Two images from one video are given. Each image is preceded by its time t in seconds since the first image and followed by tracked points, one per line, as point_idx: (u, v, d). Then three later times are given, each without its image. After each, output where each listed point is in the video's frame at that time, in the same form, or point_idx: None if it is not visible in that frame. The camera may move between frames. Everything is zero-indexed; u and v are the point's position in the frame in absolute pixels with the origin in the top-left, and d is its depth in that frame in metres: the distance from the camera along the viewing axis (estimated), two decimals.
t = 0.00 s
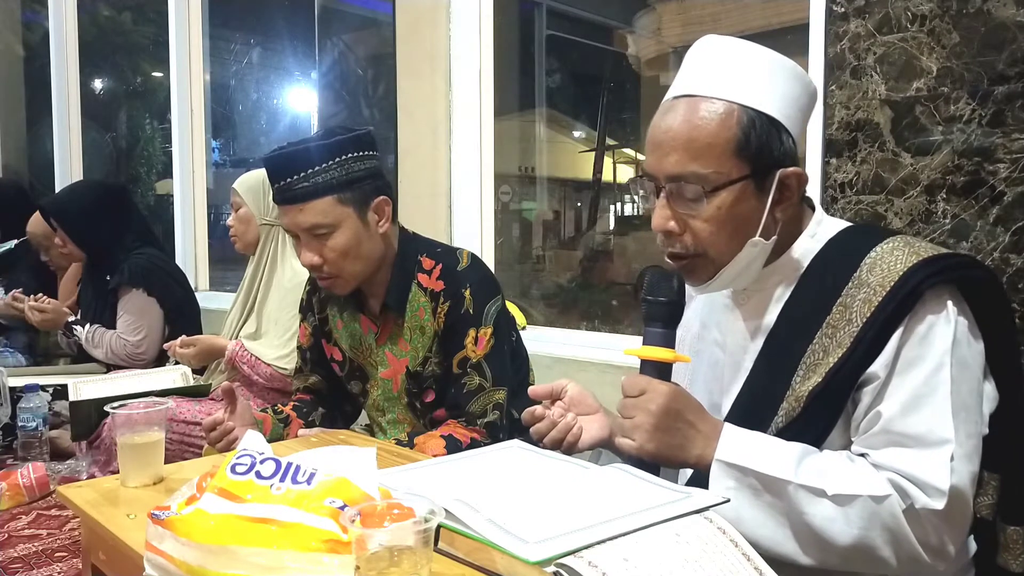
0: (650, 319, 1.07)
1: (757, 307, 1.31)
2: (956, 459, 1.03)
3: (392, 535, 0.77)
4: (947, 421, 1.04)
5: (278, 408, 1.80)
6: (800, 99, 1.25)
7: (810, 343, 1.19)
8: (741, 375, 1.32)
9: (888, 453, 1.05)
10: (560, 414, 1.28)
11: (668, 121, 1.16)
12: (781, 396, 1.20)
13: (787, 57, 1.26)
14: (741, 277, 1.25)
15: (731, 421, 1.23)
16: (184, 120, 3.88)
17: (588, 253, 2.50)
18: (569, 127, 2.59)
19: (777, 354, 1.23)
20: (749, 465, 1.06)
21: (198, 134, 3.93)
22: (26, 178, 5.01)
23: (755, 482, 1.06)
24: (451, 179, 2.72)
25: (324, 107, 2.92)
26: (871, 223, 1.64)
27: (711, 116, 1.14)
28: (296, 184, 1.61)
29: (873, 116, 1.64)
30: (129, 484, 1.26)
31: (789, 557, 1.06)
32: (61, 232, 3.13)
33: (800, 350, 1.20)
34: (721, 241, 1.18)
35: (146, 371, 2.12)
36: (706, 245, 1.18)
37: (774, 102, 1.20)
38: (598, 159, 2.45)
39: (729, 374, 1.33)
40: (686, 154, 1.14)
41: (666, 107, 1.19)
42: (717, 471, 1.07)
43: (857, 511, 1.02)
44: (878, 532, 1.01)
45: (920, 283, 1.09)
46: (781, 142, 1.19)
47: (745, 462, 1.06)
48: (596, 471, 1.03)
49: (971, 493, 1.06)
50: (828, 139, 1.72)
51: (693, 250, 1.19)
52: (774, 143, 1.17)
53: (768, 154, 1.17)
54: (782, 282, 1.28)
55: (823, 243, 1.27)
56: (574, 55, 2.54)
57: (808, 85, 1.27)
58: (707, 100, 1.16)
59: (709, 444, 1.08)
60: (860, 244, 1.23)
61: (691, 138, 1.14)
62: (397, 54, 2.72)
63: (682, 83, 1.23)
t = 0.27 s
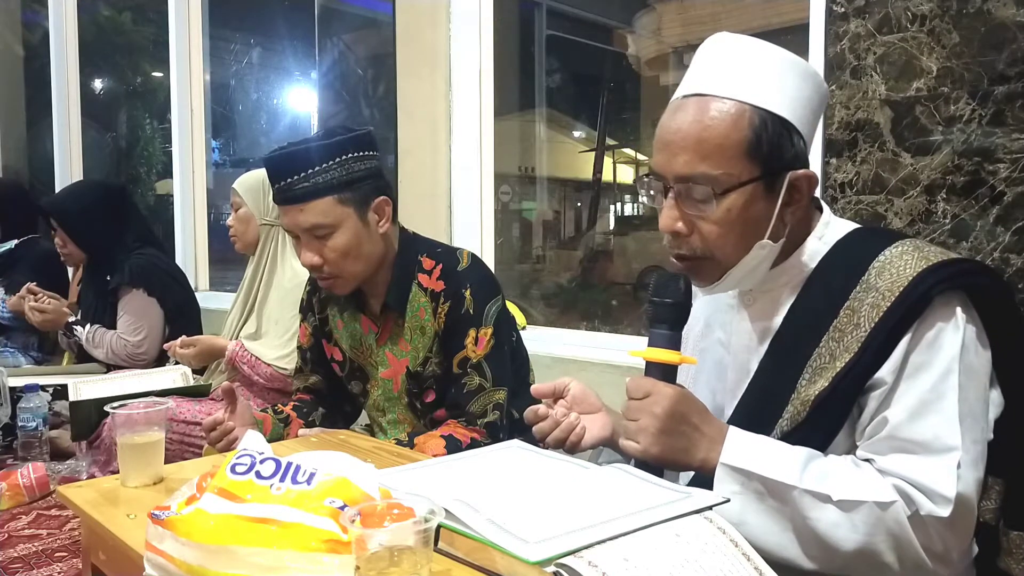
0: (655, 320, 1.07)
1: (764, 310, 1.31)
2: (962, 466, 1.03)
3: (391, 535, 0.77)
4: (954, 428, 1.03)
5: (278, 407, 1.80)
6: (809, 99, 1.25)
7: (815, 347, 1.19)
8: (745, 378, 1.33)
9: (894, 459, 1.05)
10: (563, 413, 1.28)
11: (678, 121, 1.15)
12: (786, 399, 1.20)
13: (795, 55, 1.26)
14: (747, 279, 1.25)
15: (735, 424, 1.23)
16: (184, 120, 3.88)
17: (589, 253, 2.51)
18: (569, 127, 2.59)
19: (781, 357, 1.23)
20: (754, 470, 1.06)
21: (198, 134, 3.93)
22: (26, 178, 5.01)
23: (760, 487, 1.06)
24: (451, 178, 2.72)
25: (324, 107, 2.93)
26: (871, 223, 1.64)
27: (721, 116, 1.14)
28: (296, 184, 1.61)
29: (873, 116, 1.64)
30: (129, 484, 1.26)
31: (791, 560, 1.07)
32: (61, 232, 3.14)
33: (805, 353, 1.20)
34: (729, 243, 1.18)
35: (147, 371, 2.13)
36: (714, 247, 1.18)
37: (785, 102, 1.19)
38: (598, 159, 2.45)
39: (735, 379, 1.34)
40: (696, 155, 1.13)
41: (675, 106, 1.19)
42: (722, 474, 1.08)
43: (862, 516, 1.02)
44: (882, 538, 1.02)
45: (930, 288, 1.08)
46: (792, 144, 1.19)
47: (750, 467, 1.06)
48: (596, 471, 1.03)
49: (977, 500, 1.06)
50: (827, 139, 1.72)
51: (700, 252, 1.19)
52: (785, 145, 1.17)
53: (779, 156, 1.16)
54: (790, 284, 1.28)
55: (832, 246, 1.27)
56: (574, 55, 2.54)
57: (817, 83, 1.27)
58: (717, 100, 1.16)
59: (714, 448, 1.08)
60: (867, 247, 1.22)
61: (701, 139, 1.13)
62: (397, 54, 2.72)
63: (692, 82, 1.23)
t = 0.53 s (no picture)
0: (660, 322, 1.07)
1: (771, 313, 1.31)
2: (966, 472, 1.03)
3: (392, 535, 0.77)
4: (959, 433, 1.04)
5: (278, 408, 1.80)
6: (816, 99, 1.25)
7: (819, 350, 1.20)
8: (751, 380, 1.33)
9: (898, 464, 1.06)
10: (565, 413, 1.28)
11: (685, 122, 1.15)
12: (789, 403, 1.20)
13: (802, 56, 1.25)
14: (753, 280, 1.25)
15: (738, 426, 1.23)
16: (184, 120, 3.88)
17: (589, 253, 2.51)
18: (570, 127, 2.59)
19: (784, 360, 1.23)
20: (758, 473, 1.06)
21: (198, 134, 3.93)
22: (26, 178, 5.01)
23: (764, 491, 1.06)
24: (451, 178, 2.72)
25: (324, 107, 2.93)
26: (871, 223, 1.64)
27: (729, 117, 1.13)
28: (296, 184, 1.61)
29: (873, 116, 1.64)
30: (129, 484, 1.26)
31: (794, 563, 1.07)
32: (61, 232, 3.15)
33: (809, 355, 1.20)
34: (736, 246, 1.18)
35: (147, 371, 2.13)
36: (720, 249, 1.19)
37: (792, 103, 1.19)
38: (598, 159, 2.45)
39: (738, 380, 1.35)
40: (703, 157, 1.13)
41: (682, 106, 1.18)
42: (726, 477, 1.08)
43: (867, 521, 1.02)
44: (886, 542, 1.02)
45: (938, 291, 1.08)
46: (800, 146, 1.19)
47: (754, 470, 1.06)
48: (596, 471, 1.03)
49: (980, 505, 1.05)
50: (827, 139, 1.72)
51: (706, 253, 1.20)
52: (792, 147, 1.17)
53: (787, 159, 1.16)
54: (795, 286, 1.28)
55: (837, 247, 1.26)
56: (574, 55, 2.54)
57: (824, 84, 1.27)
58: (724, 100, 1.15)
59: (718, 451, 1.08)
60: (872, 250, 1.22)
61: (709, 141, 1.13)
62: (397, 54, 2.72)
63: (698, 81, 1.22)
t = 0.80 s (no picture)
0: (661, 321, 1.07)
1: (769, 312, 1.31)
2: (966, 471, 1.04)
3: (392, 535, 0.77)
4: (958, 433, 1.04)
5: (279, 408, 1.80)
6: (816, 99, 1.25)
7: (819, 349, 1.20)
8: (750, 378, 1.33)
9: (898, 463, 1.06)
10: (566, 414, 1.28)
11: (685, 122, 1.15)
12: (789, 403, 1.20)
13: (802, 56, 1.25)
14: (753, 280, 1.25)
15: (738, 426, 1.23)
16: (184, 120, 3.88)
17: (589, 253, 2.51)
18: (570, 127, 2.59)
19: (784, 359, 1.23)
20: (758, 473, 1.06)
21: (198, 134, 3.93)
22: (26, 178, 5.01)
23: (764, 490, 1.06)
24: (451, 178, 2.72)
25: (325, 108, 2.93)
26: (871, 223, 1.64)
27: (729, 117, 1.13)
28: (296, 184, 1.61)
29: (873, 116, 1.64)
30: (129, 484, 1.26)
31: (794, 562, 1.07)
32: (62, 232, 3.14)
33: (809, 354, 1.20)
34: (736, 246, 1.18)
35: (147, 371, 2.13)
36: (720, 249, 1.19)
37: (792, 103, 1.19)
38: (598, 159, 2.45)
39: (739, 379, 1.35)
40: (703, 157, 1.13)
41: (682, 106, 1.18)
42: (726, 476, 1.07)
43: (866, 520, 1.02)
44: (885, 541, 1.02)
45: (939, 290, 1.08)
46: (800, 146, 1.19)
47: (754, 469, 1.06)
48: (596, 471, 1.03)
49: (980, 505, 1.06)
50: (827, 139, 1.72)
51: (705, 253, 1.20)
52: (792, 147, 1.17)
53: (787, 159, 1.16)
54: (795, 286, 1.28)
55: (837, 247, 1.26)
56: (574, 55, 2.54)
57: (824, 84, 1.27)
58: (724, 100, 1.15)
59: (718, 450, 1.08)
60: (871, 249, 1.22)
61: (709, 141, 1.13)
62: (397, 54, 2.73)
63: (699, 82, 1.22)
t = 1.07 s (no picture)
0: (655, 320, 1.07)
1: (763, 311, 1.31)
2: (959, 464, 1.04)
3: (391, 535, 0.77)
4: (951, 426, 1.03)
5: (279, 408, 1.80)
6: (806, 100, 1.25)
7: (813, 346, 1.19)
8: (746, 377, 1.33)
9: (892, 458, 1.06)
10: (563, 415, 1.28)
11: (675, 123, 1.15)
12: (784, 401, 1.20)
13: (791, 58, 1.25)
14: (746, 280, 1.25)
15: (734, 424, 1.23)
16: (184, 120, 3.88)
17: (588, 253, 2.51)
18: (570, 127, 2.59)
19: (780, 357, 1.23)
20: (753, 469, 1.06)
21: (198, 134, 3.93)
22: (26, 178, 5.01)
23: (760, 487, 1.06)
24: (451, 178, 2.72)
25: (325, 108, 2.93)
26: (871, 223, 1.64)
27: (718, 117, 1.13)
28: (296, 184, 1.61)
29: (873, 116, 1.64)
30: (129, 483, 1.26)
31: (792, 560, 1.07)
32: (62, 232, 3.14)
33: (804, 351, 1.20)
34: (726, 245, 1.18)
35: (147, 371, 2.13)
36: (711, 249, 1.18)
37: (782, 104, 1.19)
38: (598, 159, 2.45)
39: (734, 378, 1.34)
40: (693, 157, 1.13)
41: (671, 108, 1.18)
42: (721, 473, 1.07)
43: (862, 515, 1.02)
44: (881, 536, 1.02)
45: (927, 287, 1.08)
46: (788, 145, 1.18)
47: (749, 466, 1.06)
48: (596, 471, 1.03)
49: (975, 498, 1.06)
50: (828, 139, 1.72)
51: (697, 255, 1.19)
52: (781, 147, 1.17)
53: (776, 158, 1.17)
54: (788, 285, 1.29)
55: (828, 245, 1.27)
56: (574, 55, 2.54)
57: (813, 86, 1.27)
58: (713, 101, 1.15)
59: (713, 448, 1.08)
60: (862, 248, 1.22)
61: (698, 142, 1.13)
62: (397, 54, 2.73)
63: (688, 83, 1.23)
